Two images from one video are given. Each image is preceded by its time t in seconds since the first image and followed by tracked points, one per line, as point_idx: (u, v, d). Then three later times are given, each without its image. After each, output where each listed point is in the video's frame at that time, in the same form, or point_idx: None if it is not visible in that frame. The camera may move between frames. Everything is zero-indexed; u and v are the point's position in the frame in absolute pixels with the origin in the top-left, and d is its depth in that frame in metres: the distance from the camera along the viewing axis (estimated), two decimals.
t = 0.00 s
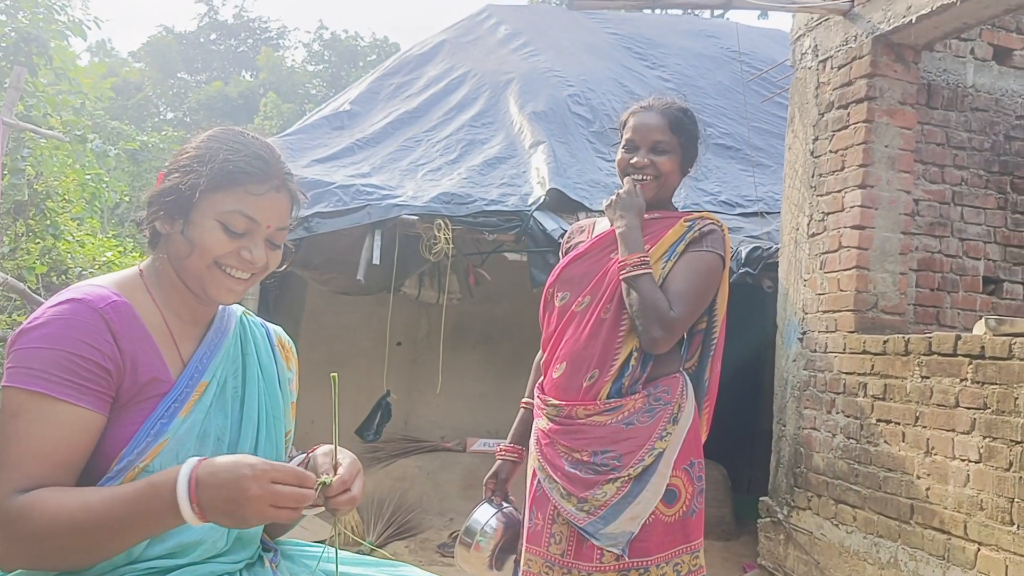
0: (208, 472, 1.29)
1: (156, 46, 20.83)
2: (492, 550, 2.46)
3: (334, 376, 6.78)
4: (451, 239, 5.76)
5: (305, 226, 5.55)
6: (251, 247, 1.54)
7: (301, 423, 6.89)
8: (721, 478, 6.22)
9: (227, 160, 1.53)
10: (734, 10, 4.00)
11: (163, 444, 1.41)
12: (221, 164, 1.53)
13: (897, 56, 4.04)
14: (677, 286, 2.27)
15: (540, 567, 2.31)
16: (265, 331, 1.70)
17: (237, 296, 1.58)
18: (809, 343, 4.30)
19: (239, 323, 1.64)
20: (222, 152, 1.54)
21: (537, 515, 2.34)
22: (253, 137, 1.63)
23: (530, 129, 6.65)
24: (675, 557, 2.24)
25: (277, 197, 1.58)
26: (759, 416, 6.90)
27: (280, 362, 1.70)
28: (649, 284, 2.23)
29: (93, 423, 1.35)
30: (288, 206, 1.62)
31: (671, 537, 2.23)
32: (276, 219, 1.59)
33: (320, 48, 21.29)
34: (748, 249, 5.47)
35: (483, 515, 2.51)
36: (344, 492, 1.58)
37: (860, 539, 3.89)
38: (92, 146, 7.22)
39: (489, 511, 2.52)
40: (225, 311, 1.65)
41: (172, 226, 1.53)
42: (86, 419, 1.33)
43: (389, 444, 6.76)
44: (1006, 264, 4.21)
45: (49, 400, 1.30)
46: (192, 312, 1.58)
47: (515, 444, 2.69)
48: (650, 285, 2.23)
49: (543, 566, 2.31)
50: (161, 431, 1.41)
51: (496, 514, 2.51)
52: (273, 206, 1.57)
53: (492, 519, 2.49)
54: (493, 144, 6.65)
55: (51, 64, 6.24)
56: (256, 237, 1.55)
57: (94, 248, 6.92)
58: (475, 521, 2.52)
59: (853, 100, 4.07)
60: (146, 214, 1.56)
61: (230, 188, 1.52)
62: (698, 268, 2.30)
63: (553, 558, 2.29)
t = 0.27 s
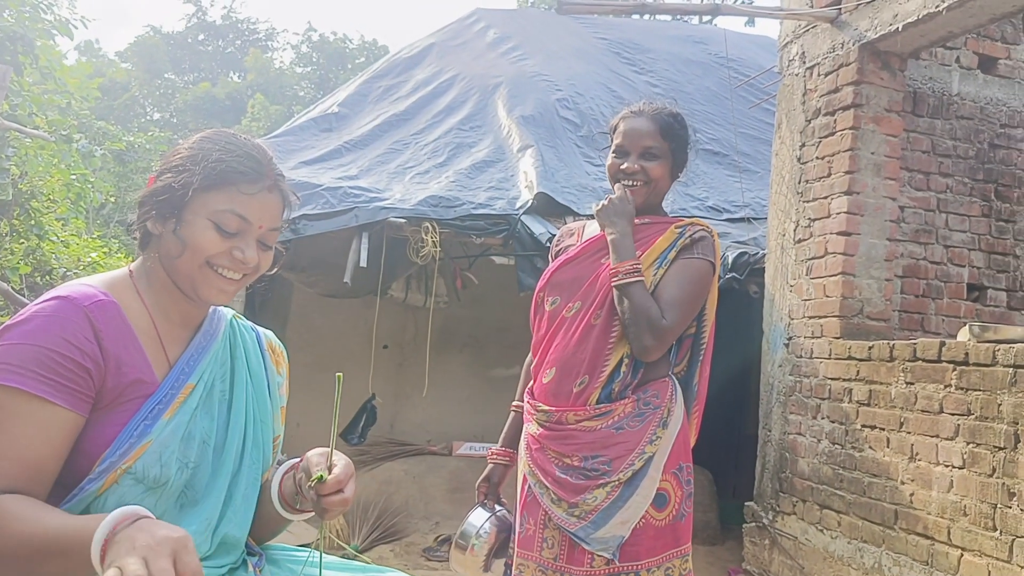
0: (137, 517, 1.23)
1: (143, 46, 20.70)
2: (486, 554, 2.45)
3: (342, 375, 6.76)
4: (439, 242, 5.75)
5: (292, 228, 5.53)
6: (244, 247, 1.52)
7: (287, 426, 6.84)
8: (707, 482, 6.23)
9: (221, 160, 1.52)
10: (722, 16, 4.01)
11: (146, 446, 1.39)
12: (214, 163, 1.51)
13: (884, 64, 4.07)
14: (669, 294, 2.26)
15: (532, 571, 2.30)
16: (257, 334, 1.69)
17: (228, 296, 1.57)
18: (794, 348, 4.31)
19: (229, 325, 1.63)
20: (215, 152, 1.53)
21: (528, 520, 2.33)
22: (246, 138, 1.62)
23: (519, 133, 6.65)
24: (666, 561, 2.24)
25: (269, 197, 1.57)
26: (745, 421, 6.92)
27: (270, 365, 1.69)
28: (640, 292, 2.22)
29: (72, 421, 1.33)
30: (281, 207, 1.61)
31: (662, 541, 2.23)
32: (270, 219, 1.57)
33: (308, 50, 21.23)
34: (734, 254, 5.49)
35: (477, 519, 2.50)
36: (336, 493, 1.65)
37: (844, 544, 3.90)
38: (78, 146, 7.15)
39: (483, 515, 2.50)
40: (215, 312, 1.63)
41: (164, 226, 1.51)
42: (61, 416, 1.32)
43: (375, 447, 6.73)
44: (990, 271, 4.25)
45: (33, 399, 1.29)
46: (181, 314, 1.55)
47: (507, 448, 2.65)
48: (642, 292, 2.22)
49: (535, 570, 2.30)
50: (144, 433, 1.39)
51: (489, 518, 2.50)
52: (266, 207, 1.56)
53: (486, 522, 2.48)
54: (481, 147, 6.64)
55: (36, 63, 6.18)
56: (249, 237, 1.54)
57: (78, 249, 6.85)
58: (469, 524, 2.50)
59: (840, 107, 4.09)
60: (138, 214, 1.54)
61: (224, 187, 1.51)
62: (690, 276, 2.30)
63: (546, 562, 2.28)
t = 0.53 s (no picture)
0: (208, 496, 1.29)
1: (133, 46, 20.61)
2: (470, 558, 2.45)
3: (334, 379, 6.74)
4: (430, 244, 5.74)
5: (282, 230, 5.51)
6: (232, 248, 1.52)
7: (275, 428, 6.81)
8: (696, 486, 6.23)
9: (207, 159, 1.51)
10: (714, 20, 4.02)
11: (135, 450, 1.38)
12: (200, 163, 1.50)
13: (873, 69, 4.09)
14: (662, 301, 2.26)
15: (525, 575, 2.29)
16: (245, 335, 1.68)
17: (217, 297, 1.56)
18: (783, 352, 4.32)
19: (217, 327, 1.62)
20: (201, 151, 1.52)
21: (521, 524, 2.32)
22: (231, 137, 1.61)
23: (510, 136, 6.65)
24: (658, 563, 2.23)
25: (256, 196, 1.56)
26: (734, 424, 6.93)
27: (259, 367, 1.68)
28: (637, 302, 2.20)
29: (67, 425, 1.32)
30: (268, 206, 1.60)
31: (655, 543, 2.23)
32: (257, 219, 1.57)
33: (299, 52, 21.18)
34: (724, 258, 5.50)
35: (461, 522, 2.50)
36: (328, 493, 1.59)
37: (833, 547, 3.91)
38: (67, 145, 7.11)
39: (467, 518, 2.50)
40: (202, 314, 1.62)
41: (150, 227, 1.50)
42: (56, 424, 1.30)
43: (363, 450, 6.70)
44: (978, 276, 4.28)
45: (22, 406, 1.26)
46: (168, 316, 1.54)
47: (494, 452, 2.66)
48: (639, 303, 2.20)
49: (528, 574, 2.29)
50: (133, 437, 1.38)
51: (474, 521, 2.49)
52: (254, 206, 1.55)
53: (470, 526, 2.48)
54: (472, 150, 6.64)
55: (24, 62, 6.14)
56: (236, 237, 1.53)
57: (66, 249, 6.81)
58: (454, 528, 2.50)
59: (830, 112, 4.11)
60: (123, 216, 1.53)
61: (210, 187, 1.50)
62: (681, 280, 2.30)
63: (540, 565, 2.28)
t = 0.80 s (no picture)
0: (224, 485, 1.29)
1: (127, 46, 20.54)
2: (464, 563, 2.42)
3: (330, 376, 6.73)
4: (424, 245, 5.73)
5: (277, 230, 5.50)
6: (228, 247, 1.51)
7: (269, 429, 6.79)
8: (690, 487, 6.23)
9: (203, 159, 1.50)
10: (709, 22, 4.02)
11: (133, 450, 1.37)
12: (196, 163, 1.49)
13: (867, 71, 4.10)
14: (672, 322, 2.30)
15: None
16: (238, 336, 1.68)
17: (213, 296, 1.56)
18: (777, 354, 4.33)
19: (211, 327, 1.61)
20: (197, 151, 1.51)
21: (513, 525, 2.32)
22: (226, 137, 1.60)
23: (505, 137, 6.65)
24: (650, 564, 2.23)
25: (252, 196, 1.56)
26: (728, 426, 6.94)
27: (252, 367, 1.67)
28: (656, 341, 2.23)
29: (69, 425, 1.31)
30: (264, 205, 1.59)
31: (646, 544, 2.22)
32: (253, 218, 1.56)
33: (294, 52, 21.15)
34: (719, 259, 5.51)
35: (455, 525, 2.48)
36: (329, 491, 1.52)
37: (826, 549, 3.92)
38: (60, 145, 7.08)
39: (461, 522, 2.48)
40: (196, 314, 1.62)
41: (147, 227, 1.49)
42: (59, 423, 1.29)
43: (357, 451, 6.68)
44: (971, 278, 4.29)
45: (23, 404, 1.24)
46: (164, 316, 1.54)
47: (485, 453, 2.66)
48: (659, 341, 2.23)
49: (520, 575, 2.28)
50: (132, 437, 1.38)
51: (467, 524, 2.48)
52: (250, 205, 1.55)
53: (464, 529, 2.46)
54: (467, 151, 6.63)
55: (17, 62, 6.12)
56: (232, 237, 1.52)
57: (60, 249, 6.79)
58: (448, 532, 2.47)
59: (824, 114, 4.12)
60: (119, 216, 1.52)
61: (207, 187, 1.49)
62: (682, 290, 2.31)
63: (531, 566, 2.27)
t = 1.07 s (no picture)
0: (225, 478, 1.32)
1: (124, 43, 20.48)
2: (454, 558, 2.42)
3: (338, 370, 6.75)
4: (422, 242, 5.72)
5: (274, 228, 5.49)
6: (228, 247, 1.51)
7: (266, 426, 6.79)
8: (688, 485, 6.24)
9: (205, 159, 1.50)
10: (707, 20, 4.02)
11: (130, 448, 1.37)
12: (197, 162, 1.49)
13: (865, 69, 4.10)
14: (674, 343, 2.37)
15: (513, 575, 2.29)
16: (236, 334, 1.67)
17: (211, 295, 1.55)
18: (775, 351, 4.34)
19: (209, 325, 1.61)
20: (199, 151, 1.51)
21: (510, 525, 2.32)
22: (228, 137, 1.60)
23: (503, 135, 6.64)
24: (647, 561, 2.23)
25: (252, 196, 1.55)
26: (725, 423, 6.94)
27: (251, 366, 1.67)
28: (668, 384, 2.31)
29: (67, 421, 1.30)
30: (264, 206, 1.59)
31: (642, 542, 2.23)
32: (253, 219, 1.56)
33: (291, 50, 21.12)
34: (716, 257, 5.51)
35: (445, 520, 2.46)
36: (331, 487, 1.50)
37: (823, 546, 3.93)
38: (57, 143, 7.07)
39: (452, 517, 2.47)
40: (195, 313, 1.61)
41: (146, 225, 1.49)
42: (57, 420, 1.29)
43: (354, 448, 6.68)
44: (968, 276, 4.30)
45: (21, 399, 1.24)
46: (163, 314, 1.53)
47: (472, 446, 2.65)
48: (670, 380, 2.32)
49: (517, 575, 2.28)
50: (128, 434, 1.37)
51: (458, 520, 2.47)
52: (250, 206, 1.55)
53: (454, 525, 2.45)
54: (464, 149, 6.63)
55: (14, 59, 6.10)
56: (232, 237, 1.52)
57: (57, 247, 6.78)
58: (438, 526, 2.45)
59: (821, 112, 4.12)
60: (118, 213, 1.52)
61: (207, 187, 1.49)
62: (681, 300, 2.36)
63: (527, 565, 2.27)
